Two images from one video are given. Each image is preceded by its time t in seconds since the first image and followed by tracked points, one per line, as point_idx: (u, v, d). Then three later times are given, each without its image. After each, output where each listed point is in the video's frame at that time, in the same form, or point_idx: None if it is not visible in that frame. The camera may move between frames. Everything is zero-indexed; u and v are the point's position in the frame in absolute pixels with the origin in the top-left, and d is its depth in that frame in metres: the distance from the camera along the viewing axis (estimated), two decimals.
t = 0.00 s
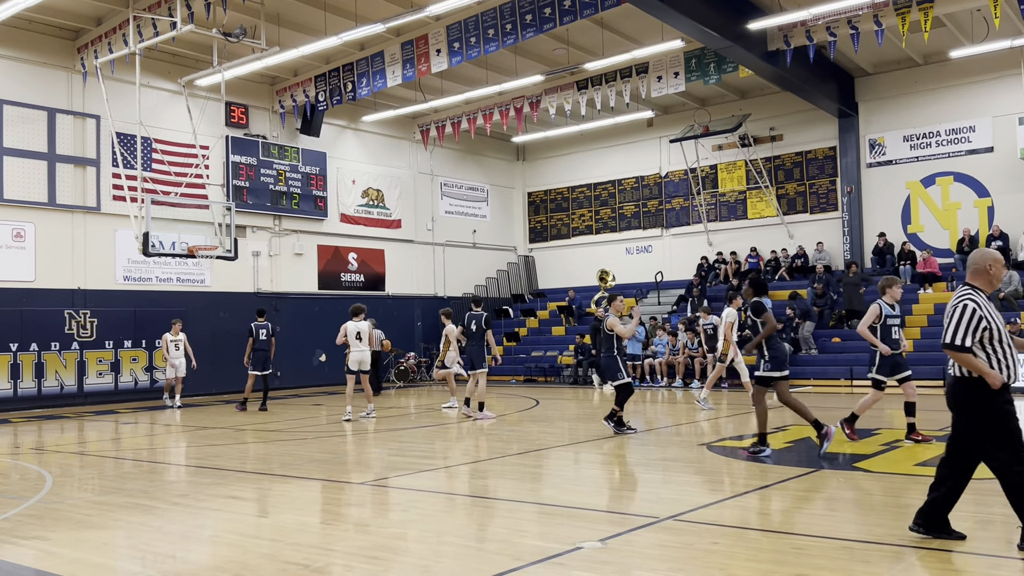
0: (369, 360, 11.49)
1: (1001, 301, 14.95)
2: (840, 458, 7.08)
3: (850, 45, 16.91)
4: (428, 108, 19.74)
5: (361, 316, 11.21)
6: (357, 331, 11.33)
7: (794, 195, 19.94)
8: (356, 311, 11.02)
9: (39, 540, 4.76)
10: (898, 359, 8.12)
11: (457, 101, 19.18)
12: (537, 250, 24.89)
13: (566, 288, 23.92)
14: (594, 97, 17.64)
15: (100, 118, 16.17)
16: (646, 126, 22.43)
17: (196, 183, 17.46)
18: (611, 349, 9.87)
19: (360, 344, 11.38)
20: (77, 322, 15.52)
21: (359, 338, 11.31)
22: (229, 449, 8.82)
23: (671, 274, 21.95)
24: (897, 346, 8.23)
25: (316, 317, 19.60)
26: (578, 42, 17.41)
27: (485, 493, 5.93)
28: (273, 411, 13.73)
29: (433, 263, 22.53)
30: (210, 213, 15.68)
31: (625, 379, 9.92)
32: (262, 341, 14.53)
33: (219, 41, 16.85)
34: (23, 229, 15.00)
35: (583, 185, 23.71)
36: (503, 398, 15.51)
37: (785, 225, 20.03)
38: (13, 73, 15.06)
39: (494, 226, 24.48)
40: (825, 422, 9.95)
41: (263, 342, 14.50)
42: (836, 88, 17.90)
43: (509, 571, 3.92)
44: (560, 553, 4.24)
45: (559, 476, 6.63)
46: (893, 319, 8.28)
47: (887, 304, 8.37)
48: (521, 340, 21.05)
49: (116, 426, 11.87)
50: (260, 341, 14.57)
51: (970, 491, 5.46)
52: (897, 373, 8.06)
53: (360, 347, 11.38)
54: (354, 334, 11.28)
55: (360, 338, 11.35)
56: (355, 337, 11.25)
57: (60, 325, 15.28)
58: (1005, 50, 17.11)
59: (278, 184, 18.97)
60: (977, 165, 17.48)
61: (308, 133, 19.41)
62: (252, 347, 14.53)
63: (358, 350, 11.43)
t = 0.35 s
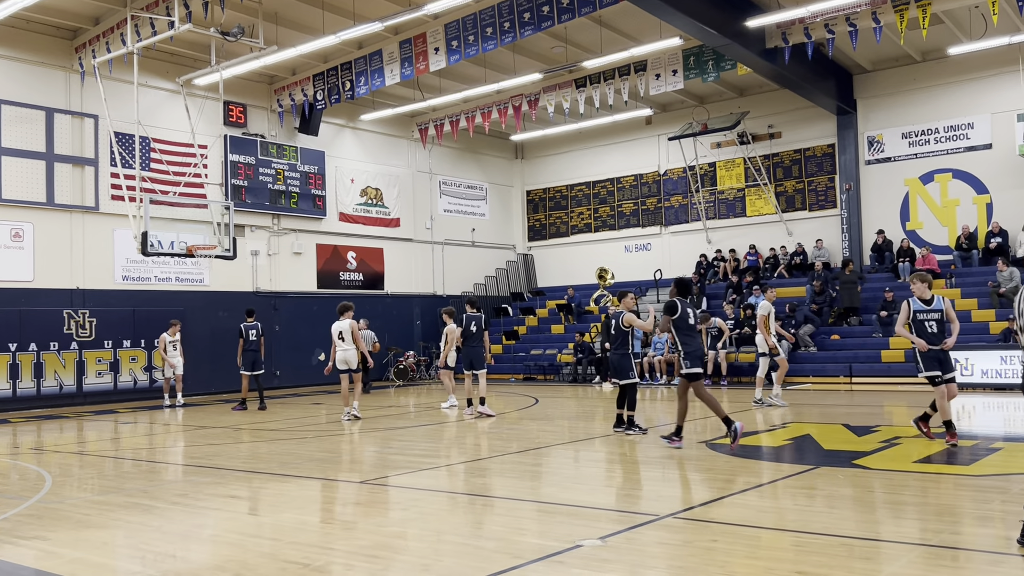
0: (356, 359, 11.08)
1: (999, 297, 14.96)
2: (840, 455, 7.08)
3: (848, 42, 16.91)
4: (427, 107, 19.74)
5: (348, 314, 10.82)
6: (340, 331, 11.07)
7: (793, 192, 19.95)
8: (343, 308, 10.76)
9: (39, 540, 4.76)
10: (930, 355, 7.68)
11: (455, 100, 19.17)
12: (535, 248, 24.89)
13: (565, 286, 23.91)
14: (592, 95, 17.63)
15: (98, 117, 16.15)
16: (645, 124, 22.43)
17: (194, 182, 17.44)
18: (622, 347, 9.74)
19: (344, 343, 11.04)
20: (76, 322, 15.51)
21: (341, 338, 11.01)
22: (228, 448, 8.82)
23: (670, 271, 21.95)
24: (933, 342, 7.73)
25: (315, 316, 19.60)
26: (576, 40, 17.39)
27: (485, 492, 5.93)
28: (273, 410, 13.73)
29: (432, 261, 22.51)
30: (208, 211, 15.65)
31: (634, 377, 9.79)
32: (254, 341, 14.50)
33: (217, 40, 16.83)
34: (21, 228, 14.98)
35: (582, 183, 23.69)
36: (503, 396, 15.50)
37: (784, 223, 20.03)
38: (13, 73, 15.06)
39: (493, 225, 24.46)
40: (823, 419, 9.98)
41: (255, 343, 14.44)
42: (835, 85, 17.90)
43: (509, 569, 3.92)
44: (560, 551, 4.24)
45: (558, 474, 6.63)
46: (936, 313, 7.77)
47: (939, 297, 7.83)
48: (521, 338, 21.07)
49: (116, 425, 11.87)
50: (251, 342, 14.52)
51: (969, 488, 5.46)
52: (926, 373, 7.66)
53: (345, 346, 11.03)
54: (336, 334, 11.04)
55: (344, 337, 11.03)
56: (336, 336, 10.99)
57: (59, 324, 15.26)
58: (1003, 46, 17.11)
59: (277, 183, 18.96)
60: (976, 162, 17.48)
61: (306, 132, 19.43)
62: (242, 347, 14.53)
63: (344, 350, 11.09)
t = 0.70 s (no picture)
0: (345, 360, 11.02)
1: (997, 293, 14.98)
2: (839, 452, 7.08)
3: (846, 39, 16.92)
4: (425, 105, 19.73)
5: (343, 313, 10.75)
6: (330, 332, 11.01)
7: (791, 189, 19.96)
8: (335, 308, 10.71)
9: (39, 540, 4.76)
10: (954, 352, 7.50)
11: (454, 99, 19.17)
12: (534, 246, 24.90)
13: (565, 284, 23.90)
14: (591, 93, 17.62)
15: (97, 117, 16.15)
16: (643, 122, 22.43)
17: (193, 182, 17.43)
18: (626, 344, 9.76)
19: (334, 344, 10.97)
20: (75, 322, 15.49)
21: (331, 339, 10.95)
22: (228, 448, 8.83)
23: (669, 269, 21.96)
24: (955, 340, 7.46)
25: (315, 316, 19.57)
26: (574, 39, 17.39)
27: (484, 490, 5.93)
28: (273, 410, 13.75)
29: (430, 260, 22.51)
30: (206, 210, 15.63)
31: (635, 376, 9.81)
32: (241, 340, 14.57)
33: (215, 39, 16.82)
34: (20, 229, 14.97)
35: (581, 181, 23.69)
36: (502, 395, 15.52)
37: (783, 220, 20.03)
38: (12, 73, 15.07)
39: (492, 223, 24.45)
40: (822, 416, 9.99)
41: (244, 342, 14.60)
42: (833, 83, 17.91)
43: (509, 567, 3.92)
44: (559, 549, 4.24)
45: (558, 472, 6.63)
46: (956, 309, 7.46)
47: (961, 292, 7.45)
48: (520, 337, 21.08)
49: (116, 425, 11.87)
50: (240, 341, 14.53)
51: (968, 485, 5.46)
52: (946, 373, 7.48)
53: (334, 347, 10.96)
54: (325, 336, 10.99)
55: (334, 338, 10.96)
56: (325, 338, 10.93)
57: (57, 325, 15.24)
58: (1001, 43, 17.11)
59: (275, 182, 18.95)
60: (974, 159, 17.48)
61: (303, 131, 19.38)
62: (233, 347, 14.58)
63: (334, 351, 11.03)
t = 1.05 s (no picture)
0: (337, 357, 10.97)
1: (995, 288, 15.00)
2: (839, 448, 7.08)
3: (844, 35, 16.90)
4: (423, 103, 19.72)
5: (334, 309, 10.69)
6: (323, 329, 10.87)
7: (790, 186, 19.96)
8: (328, 305, 10.61)
9: (38, 539, 4.76)
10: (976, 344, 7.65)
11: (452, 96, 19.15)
12: (533, 243, 24.90)
13: (563, 282, 23.90)
14: (589, 90, 17.61)
15: (94, 116, 16.12)
16: (641, 119, 22.42)
17: (191, 180, 17.41)
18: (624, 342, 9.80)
19: (327, 342, 10.86)
20: (74, 321, 15.48)
21: (326, 337, 10.83)
22: (226, 447, 8.82)
23: (667, 266, 21.96)
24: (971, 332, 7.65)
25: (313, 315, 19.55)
26: (572, 36, 17.37)
27: (484, 488, 5.93)
28: (273, 408, 13.77)
29: (429, 258, 22.50)
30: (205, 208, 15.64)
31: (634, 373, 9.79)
32: (236, 339, 14.61)
33: (213, 37, 16.79)
34: (17, 228, 14.95)
35: (579, 178, 23.68)
36: (500, 392, 15.52)
37: (781, 217, 20.03)
38: (9, 73, 15.04)
39: (490, 221, 24.43)
40: (821, 412, 10.00)
41: (240, 341, 14.68)
42: (831, 79, 17.90)
43: (508, 565, 3.92)
44: (559, 546, 4.24)
45: (557, 469, 6.64)
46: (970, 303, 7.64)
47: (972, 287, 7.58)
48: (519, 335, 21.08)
49: (115, 424, 11.88)
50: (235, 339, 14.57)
51: (967, 480, 5.47)
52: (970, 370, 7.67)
53: (327, 344, 10.88)
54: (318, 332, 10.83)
55: (327, 336, 10.86)
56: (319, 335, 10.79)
57: (56, 324, 15.24)
58: (1000, 38, 17.10)
59: (273, 180, 18.94)
60: (972, 154, 17.49)
61: (302, 129, 19.42)
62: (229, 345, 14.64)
63: (325, 348, 10.93)
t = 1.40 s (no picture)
0: (325, 353, 10.86)
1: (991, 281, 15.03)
2: (835, 440, 7.10)
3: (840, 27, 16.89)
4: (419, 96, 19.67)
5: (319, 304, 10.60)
6: (314, 325, 10.69)
7: (785, 178, 19.96)
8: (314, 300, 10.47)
9: (35, 534, 4.76)
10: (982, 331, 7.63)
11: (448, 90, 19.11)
12: (529, 237, 24.89)
13: (560, 275, 23.90)
14: (585, 83, 17.58)
15: (89, 110, 16.06)
16: (637, 112, 22.40)
17: (186, 174, 17.36)
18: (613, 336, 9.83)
19: (318, 337, 10.71)
20: (70, 316, 15.44)
21: (318, 332, 10.67)
22: (222, 441, 8.83)
23: (664, 259, 21.96)
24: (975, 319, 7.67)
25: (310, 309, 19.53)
26: (569, 29, 17.33)
27: (480, 481, 5.94)
28: (270, 402, 13.77)
29: (425, 251, 22.48)
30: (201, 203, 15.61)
31: (627, 367, 9.82)
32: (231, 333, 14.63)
33: (207, 31, 16.72)
34: (13, 222, 14.92)
35: (576, 172, 23.66)
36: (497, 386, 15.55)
37: (777, 209, 20.05)
38: (3, 67, 14.98)
39: (487, 214, 24.41)
40: (817, 404, 10.02)
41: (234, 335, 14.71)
42: (827, 71, 17.90)
43: (505, 558, 3.93)
44: (556, 539, 4.25)
45: (553, 462, 6.65)
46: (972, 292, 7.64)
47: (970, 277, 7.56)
48: (515, 328, 21.07)
49: (112, 419, 11.87)
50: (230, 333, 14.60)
51: (962, 472, 5.49)
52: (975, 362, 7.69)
53: (318, 340, 10.73)
54: (311, 328, 10.63)
55: (318, 331, 10.71)
56: (311, 331, 10.61)
57: (52, 319, 15.21)
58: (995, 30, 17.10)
59: (269, 174, 18.89)
60: (968, 146, 17.50)
61: (297, 122, 19.21)
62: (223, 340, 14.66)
63: (315, 344, 10.74)
